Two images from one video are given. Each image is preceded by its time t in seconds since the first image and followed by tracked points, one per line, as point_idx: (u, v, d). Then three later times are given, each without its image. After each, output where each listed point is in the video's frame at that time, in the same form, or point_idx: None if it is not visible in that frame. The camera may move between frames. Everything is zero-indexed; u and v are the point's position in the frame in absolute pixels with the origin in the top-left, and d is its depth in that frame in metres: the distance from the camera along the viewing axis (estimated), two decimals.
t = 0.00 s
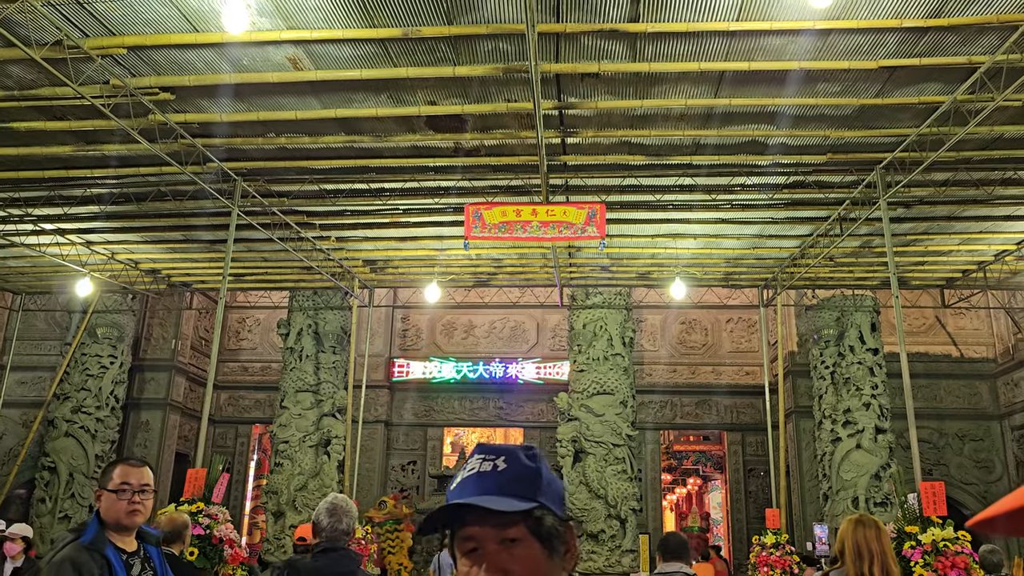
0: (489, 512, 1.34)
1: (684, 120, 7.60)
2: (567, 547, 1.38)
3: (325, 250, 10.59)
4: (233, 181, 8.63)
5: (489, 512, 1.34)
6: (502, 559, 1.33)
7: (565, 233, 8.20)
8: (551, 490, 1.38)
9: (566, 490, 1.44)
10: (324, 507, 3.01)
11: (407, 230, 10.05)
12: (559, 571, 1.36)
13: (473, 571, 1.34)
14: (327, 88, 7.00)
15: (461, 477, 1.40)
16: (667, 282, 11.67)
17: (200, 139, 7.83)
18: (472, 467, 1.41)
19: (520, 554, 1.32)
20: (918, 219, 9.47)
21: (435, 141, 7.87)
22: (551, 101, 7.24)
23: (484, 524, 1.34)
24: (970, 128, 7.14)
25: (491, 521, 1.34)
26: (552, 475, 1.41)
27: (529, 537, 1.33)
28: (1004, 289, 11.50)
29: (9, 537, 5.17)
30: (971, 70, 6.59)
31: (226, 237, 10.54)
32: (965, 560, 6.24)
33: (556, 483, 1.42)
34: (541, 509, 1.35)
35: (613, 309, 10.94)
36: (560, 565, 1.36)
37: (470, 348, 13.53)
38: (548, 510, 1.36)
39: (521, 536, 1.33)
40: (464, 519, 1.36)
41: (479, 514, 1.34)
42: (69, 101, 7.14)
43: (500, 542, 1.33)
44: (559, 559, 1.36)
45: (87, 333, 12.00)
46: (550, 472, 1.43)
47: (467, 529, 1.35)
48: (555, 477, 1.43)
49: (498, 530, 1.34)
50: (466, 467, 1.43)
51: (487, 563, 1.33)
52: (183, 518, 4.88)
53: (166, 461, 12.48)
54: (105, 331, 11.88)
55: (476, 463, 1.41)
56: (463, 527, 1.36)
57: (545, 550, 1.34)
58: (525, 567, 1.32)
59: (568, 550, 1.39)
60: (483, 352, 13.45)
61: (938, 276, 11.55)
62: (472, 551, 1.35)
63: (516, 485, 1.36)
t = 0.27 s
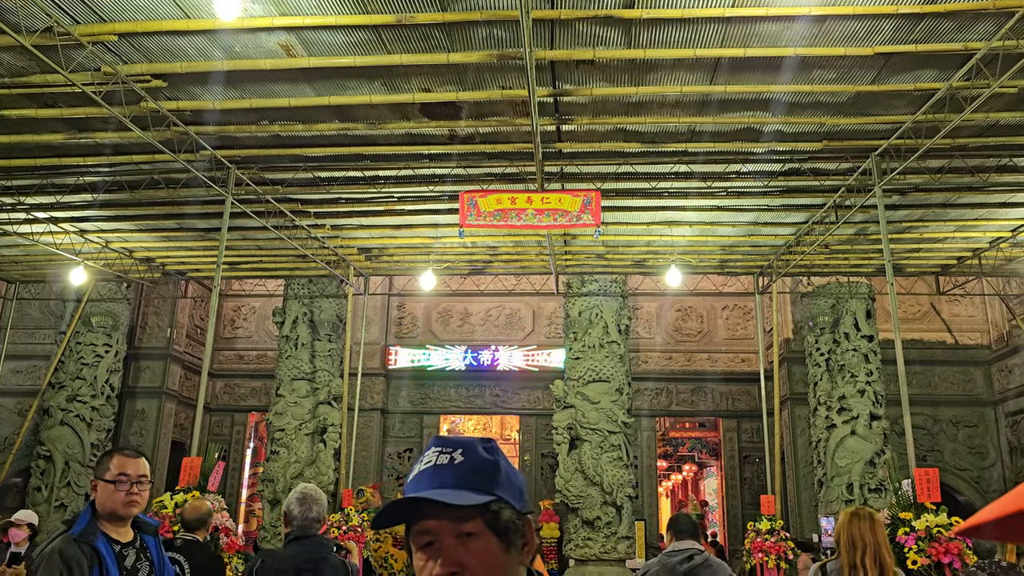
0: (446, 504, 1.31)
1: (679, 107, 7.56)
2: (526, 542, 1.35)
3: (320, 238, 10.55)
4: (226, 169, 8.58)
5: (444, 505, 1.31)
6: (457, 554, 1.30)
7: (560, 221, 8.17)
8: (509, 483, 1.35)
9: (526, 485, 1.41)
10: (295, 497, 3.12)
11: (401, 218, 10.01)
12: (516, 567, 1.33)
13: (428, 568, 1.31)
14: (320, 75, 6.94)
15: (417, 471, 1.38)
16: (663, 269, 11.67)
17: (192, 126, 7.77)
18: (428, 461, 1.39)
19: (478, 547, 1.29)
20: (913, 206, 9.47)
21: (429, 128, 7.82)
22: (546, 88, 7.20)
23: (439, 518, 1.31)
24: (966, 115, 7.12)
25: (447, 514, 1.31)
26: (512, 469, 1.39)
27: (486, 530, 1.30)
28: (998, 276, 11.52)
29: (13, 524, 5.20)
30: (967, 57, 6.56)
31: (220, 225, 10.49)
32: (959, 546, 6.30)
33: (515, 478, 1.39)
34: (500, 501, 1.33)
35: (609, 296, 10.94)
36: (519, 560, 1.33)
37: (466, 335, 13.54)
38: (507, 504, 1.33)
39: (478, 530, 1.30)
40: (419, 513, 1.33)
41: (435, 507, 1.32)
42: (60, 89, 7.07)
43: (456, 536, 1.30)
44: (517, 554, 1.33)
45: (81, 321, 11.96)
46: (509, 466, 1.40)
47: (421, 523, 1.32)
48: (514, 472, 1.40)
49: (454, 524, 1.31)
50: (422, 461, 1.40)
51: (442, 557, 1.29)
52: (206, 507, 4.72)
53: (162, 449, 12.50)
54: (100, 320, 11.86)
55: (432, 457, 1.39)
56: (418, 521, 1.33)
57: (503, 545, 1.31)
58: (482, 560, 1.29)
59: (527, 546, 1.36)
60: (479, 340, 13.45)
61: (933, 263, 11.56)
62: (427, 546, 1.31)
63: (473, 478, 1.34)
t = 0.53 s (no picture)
0: (437, 498, 1.30)
1: (673, 95, 7.54)
2: (517, 532, 1.35)
3: (313, 228, 10.52)
4: (218, 158, 8.54)
5: (435, 497, 1.30)
6: (448, 545, 1.29)
7: (554, 210, 8.16)
8: (500, 475, 1.34)
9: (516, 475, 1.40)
10: (267, 483, 3.49)
11: (395, 207, 9.98)
12: (507, 558, 1.33)
13: (418, 559, 1.31)
14: (312, 63, 6.89)
15: (409, 461, 1.36)
16: (657, 258, 11.66)
17: (184, 115, 7.72)
18: (420, 451, 1.37)
19: (468, 542, 1.29)
20: (907, 194, 9.48)
21: (422, 117, 7.79)
22: (539, 76, 7.17)
23: (430, 510, 1.31)
24: (960, 102, 7.12)
25: (438, 506, 1.31)
26: (504, 460, 1.37)
27: (477, 523, 1.30)
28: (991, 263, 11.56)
29: (8, 517, 5.18)
30: (961, 44, 6.56)
31: (213, 216, 10.44)
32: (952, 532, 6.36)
33: (507, 468, 1.38)
34: (491, 496, 1.32)
35: (603, 285, 10.94)
36: (509, 552, 1.33)
37: (460, 325, 13.54)
38: (498, 496, 1.33)
39: (468, 523, 1.30)
40: (409, 504, 1.32)
41: (425, 500, 1.31)
42: (49, 78, 7.01)
43: (447, 529, 1.30)
44: (507, 546, 1.33)
45: (74, 312, 11.91)
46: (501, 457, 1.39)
47: (412, 514, 1.32)
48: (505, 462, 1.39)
49: (445, 517, 1.30)
50: (414, 451, 1.39)
51: (433, 549, 1.30)
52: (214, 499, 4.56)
53: (158, 440, 12.49)
54: (94, 311, 11.81)
55: (424, 448, 1.37)
56: (408, 513, 1.33)
57: (493, 537, 1.31)
58: (473, 555, 1.29)
59: (518, 536, 1.36)
60: (473, 329, 13.45)
61: (927, 250, 11.59)
62: (418, 537, 1.31)
63: (465, 471, 1.32)
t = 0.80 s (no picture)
0: (442, 490, 1.29)
1: (663, 85, 7.53)
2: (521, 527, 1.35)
3: (304, 221, 10.47)
4: (207, 152, 8.48)
5: (441, 489, 1.29)
6: (452, 539, 1.29)
7: (545, 201, 8.15)
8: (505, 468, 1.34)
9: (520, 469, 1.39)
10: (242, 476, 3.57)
11: (385, 199, 9.94)
12: (511, 553, 1.32)
13: (423, 553, 1.30)
14: (300, 56, 6.85)
15: (414, 455, 1.35)
16: (648, 248, 11.67)
17: (171, 108, 7.66)
18: (424, 444, 1.36)
19: (474, 534, 1.29)
20: (897, 182, 9.50)
21: (412, 109, 7.75)
22: (529, 67, 7.14)
23: (435, 502, 1.30)
24: (948, 90, 7.13)
25: (443, 499, 1.30)
26: (508, 454, 1.37)
27: (482, 516, 1.29)
28: (980, 251, 11.63)
29: None
30: (949, 32, 6.57)
31: (202, 209, 10.38)
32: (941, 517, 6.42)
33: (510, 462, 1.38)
34: (496, 488, 1.31)
35: (594, 275, 10.94)
36: (513, 546, 1.32)
37: (452, 316, 13.54)
38: (502, 489, 1.32)
39: (472, 516, 1.30)
40: (413, 497, 1.32)
41: (431, 492, 1.30)
42: (35, 72, 6.94)
43: (452, 521, 1.29)
44: (512, 540, 1.32)
45: (64, 307, 11.84)
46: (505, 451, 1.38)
47: (416, 507, 1.31)
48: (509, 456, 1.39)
49: (451, 509, 1.30)
50: (418, 444, 1.38)
51: (437, 541, 1.29)
52: (205, 494, 4.53)
53: (150, 434, 12.46)
54: (83, 305, 11.74)
55: (429, 441, 1.35)
56: (413, 506, 1.32)
57: (498, 531, 1.30)
58: (478, 547, 1.28)
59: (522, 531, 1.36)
60: (465, 321, 13.45)
61: (917, 238, 11.64)
62: (422, 531, 1.31)
63: (470, 463, 1.31)
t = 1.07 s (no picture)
0: (462, 484, 1.32)
1: (659, 79, 7.53)
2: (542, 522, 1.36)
3: (300, 217, 10.45)
4: (202, 149, 8.46)
5: (461, 483, 1.31)
6: (472, 532, 1.30)
7: (542, 195, 8.14)
8: (525, 463, 1.35)
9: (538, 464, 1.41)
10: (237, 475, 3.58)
11: (382, 195, 9.92)
12: (531, 547, 1.33)
13: (443, 545, 1.31)
14: (296, 52, 6.83)
15: (433, 448, 1.37)
16: (645, 242, 11.68)
17: (166, 106, 7.63)
18: (444, 438, 1.38)
19: (493, 527, 1.30)
20: (893, 173, 9.51)
21: (408, 104, 7.74)
22: (524, 61, 7.13)
23: (454, 496, 1.32)
24: (944, 82, 7.14)
25: (462, 492, 1.32)
26: (526, 449, 1.38)
27: (501, 509, 1.31)
28: (976, 242, 11.66)
29: None
30: (945, 23, 6.57)
31: (198, 206, 10.36)
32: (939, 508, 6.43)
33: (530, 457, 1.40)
34: (515, 481, 1.33)
35: (592, 269, 10.94)
36: (532, 540, 1.33)
37: (450, 312, 13.54)
38: (521, 483, 1.34)
39: (491, 510, 1.31)
40: (434, 490, 1.34)
41: (451, 486, 1.32)
42: (29, 70, 6.91)
43: (471, 515, 1.31)
44: (532, 534, 1.34)
45: (60, 306, 11.81)
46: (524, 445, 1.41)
47: (436, 500, 1.33)
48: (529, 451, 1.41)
49: (470, 504, 1.32)
50: (437, 438, 1.39)
51: (456, 536, 1.30)
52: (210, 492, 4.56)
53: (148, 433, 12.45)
54: (80, 304, 11.73)
55: (448, 434, 1.38)
56: (433, 499, 1.34)
57: (519, 525, 1.32)
58: (497, 541, 1.30)
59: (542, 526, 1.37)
60: (462, 316, 13.45)
61: (913, 230, 11.66)
62: (442, 524, 1.32)
63: (490, 456, 1.33)
